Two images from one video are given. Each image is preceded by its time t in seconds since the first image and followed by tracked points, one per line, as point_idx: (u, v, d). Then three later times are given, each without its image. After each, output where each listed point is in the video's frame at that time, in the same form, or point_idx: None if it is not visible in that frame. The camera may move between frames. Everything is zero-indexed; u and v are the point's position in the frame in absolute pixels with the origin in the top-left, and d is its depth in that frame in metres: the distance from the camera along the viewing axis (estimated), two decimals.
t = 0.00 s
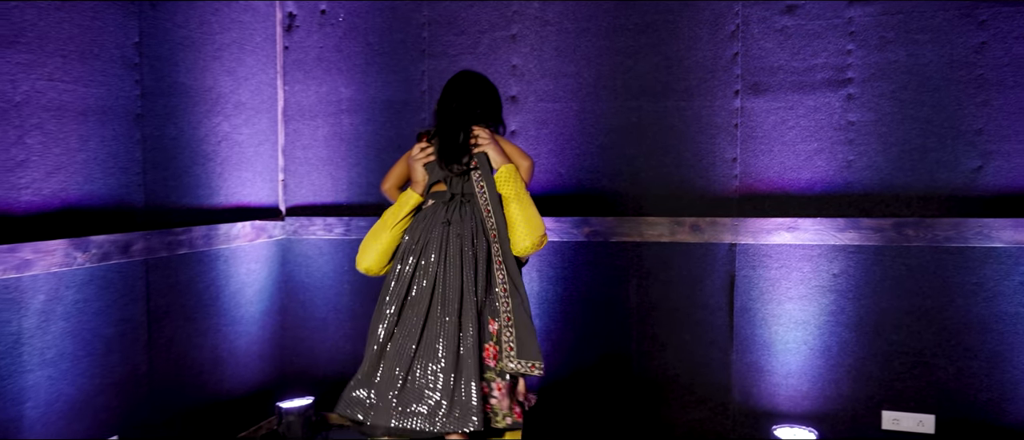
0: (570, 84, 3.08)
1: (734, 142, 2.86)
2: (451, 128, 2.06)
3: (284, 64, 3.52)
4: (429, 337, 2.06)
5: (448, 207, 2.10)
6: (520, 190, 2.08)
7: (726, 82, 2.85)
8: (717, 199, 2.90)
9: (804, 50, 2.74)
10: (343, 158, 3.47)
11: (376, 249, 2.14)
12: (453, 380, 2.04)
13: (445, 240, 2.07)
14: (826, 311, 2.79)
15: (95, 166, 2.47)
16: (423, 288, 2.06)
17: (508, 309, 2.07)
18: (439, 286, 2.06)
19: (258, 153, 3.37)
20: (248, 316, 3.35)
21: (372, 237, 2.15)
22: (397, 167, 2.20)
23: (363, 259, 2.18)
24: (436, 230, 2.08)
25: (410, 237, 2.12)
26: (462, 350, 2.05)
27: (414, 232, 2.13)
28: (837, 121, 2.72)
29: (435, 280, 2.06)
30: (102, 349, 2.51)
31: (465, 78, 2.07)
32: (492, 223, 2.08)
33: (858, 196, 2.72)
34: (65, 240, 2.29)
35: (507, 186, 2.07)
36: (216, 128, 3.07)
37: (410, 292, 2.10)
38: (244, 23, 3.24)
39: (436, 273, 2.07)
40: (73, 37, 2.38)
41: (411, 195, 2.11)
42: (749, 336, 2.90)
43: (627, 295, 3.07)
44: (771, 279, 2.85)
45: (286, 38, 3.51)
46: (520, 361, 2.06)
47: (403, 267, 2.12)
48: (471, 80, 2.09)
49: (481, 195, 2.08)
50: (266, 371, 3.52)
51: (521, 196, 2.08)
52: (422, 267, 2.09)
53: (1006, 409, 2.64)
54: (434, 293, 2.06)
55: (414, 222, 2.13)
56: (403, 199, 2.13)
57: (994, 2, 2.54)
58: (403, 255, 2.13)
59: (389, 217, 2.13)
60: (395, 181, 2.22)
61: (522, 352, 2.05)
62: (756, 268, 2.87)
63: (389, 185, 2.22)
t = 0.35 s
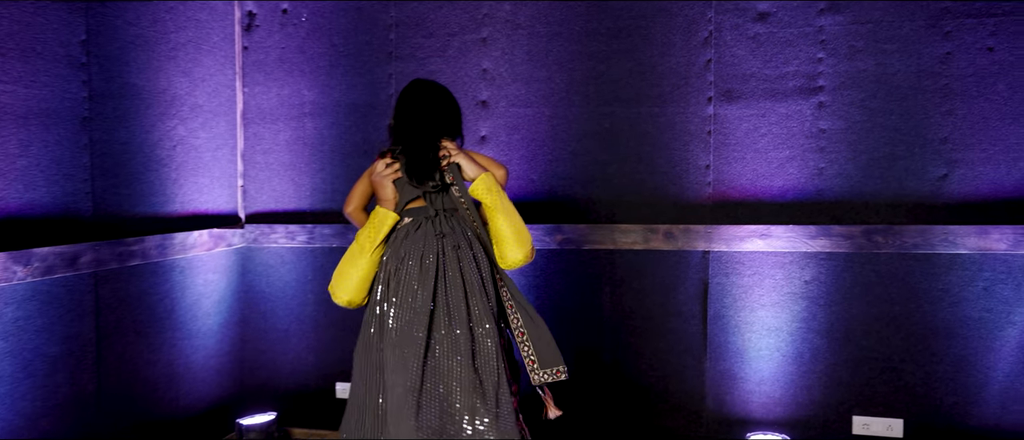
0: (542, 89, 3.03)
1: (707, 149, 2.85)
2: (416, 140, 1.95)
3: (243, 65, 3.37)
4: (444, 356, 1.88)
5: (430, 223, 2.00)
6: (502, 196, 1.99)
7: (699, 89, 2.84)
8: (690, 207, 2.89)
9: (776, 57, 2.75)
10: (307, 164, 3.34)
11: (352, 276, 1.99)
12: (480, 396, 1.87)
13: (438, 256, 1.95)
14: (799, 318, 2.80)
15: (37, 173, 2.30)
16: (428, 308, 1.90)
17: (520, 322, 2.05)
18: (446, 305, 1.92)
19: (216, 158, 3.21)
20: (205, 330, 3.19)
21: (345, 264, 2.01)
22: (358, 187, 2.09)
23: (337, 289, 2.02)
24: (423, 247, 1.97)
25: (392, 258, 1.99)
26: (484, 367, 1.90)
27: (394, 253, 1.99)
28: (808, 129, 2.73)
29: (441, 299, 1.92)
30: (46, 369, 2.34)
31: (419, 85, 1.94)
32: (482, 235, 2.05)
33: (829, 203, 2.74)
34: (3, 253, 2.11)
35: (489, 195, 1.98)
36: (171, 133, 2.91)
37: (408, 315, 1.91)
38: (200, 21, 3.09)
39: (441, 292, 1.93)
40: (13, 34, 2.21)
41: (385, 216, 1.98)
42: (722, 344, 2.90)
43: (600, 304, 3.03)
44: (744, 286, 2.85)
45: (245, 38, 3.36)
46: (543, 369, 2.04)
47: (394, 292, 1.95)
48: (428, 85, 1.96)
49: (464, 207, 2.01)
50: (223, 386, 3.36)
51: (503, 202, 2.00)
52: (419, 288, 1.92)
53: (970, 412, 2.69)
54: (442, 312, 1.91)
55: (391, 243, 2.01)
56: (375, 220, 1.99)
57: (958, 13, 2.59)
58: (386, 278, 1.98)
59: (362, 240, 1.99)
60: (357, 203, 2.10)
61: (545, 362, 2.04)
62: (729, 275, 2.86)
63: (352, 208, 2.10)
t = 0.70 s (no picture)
0: (520, 91, 2.97)
1: (687, 153, 2.84)
2: (394, 149, 1.88)
3: (209, 65, 3.24)
4: (475, 373, 1.76)
5: (419, 235, 1.94)
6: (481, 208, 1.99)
7: (679, 93, 2.82)
8: (670, 211, 2.88)
9: (755, 62, 2.75)
10: (277, 167, 3.22)
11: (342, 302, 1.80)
12: (523, 408, 1.77)
13: (440, 268, 1.88)
14: (779, 322, 2.81)
15: None
16: (448, 323, 1.79)
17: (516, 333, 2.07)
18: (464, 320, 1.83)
19: (180, 162, 3.08)
20: (170, 341, 3.05)
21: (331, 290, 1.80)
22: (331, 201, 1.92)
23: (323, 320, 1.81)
24: (418, 260, 1.89)
25: (383, 276, 1.88)
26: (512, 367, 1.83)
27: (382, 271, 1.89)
28: (787, 134, 2.74)
29: (458, 311, 1.83)
30: None
31: (389, 90, 1.86)
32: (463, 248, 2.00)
33: (808, 208, 2.75)
34: None
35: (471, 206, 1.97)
36: (133, 135, 2.78)
37: (423, 335, 1.79)
38: (163, 19, 2.95)
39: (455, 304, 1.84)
40: None
41: (371, 229, 1.87)
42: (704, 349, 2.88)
43: (581, 310, 2.99)
44: (724, 291, 2.84)
45: (212, 36, 3.23)
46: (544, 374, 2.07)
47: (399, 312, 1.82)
48: (395, 89, 1.89)
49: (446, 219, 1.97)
50: (190, 399, 3.22)
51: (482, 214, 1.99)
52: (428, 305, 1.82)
53: (944, 412, 2.73)
54: (464, 327, 1.81)
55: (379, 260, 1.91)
56: (360, 235, 1.86)
57: (932, 20, 2.62)
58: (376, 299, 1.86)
59: (349, 260, 1.84)
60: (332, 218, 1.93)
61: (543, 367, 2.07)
62: (709, 280, 2.85)
63: (327, 224, 1.93)
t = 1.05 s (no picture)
0: (501, 94, 2.93)
1: (669, 157, 2.82)
2: (381, 151, 1.81)
3: (176, 63, 3.12)
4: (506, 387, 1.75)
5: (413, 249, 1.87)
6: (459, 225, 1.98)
7: (661, 97, 2.81)
8: (652, 215, 2.86)
9: (736, 66, 2.76)
10: (248, 170, 3.12)
11: (341, 319, 1.67)
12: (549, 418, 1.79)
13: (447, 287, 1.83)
14: (760, 325, 2.82)
15: None
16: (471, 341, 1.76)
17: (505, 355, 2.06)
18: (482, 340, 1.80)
19: (146, 164, 2.95)
20: (136, 351, 2.92)
21: (325, 308, 1.67)
22: (314, 210, 1.74)
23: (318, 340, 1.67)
24: (419, 276, 1.82)
25: (381, 295, 1.79)
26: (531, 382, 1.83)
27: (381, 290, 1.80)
28: (768, 138, 2.75)
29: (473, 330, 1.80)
30: None
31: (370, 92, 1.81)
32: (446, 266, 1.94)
33: (789, 212, 2.76)
34: None
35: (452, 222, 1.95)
36: (95, 136, 2.65)
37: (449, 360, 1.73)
38: (127, 15, 2.83)
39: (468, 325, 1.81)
40: None
41: (365, 239, 1.76)
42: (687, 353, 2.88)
43: (562, 315, 2.95)
44: (706, 296, 2.84)
45: (179, 34, 3.11)
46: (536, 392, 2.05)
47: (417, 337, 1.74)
48: (375, 92, 1.84)
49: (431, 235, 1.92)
50: (156, 411, 3.09)
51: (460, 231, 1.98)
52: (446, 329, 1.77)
53: (921, 413, 2.77)
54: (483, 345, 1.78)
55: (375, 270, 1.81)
56: (352, 246, 1.75)
57: (909, 27, 2.66)
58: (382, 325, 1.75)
59: (345, 273, 1.72)
60: (316, 229, 1.77)
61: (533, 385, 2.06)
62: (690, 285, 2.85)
63: (311, 237, 1.76)
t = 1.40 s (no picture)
0: (481, 95, 2.87)
1: (651, 159, 2.81)
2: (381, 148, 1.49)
3: (140, 61, 2.98)
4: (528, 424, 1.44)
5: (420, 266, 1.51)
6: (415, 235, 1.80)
7: (644, 99, 2.79)
8: (635, 219, 2.84)
9: (718, 69, 2.76)
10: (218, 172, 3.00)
11: (354, 344, 1.30)
12: None
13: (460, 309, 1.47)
14: (743, 328, 2.82)
15: None
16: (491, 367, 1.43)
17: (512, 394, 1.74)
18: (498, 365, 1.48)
19: (108, 167, 2.81)
20: (97, 362, 2.77)
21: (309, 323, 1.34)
22: (323, 221, 1.34)
23: (314, 368, 1.33)
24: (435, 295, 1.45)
25: (394, 318, 1.40)
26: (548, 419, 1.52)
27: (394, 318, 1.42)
28: (749, 141, 2.76)
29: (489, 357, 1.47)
30: None
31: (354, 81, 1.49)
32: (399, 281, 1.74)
33: (769, 215, 2.77)
34: None
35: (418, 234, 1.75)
36: (54, 136, 2.51)
37: (481, 398, 1.39)
38: (87, 10, 2.69)
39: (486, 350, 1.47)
40: None
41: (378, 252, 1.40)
42: (670, 356, 2.86)
43: (544, 320, 2.90)
44: (689, 299, 2.83)
45: (143, 30, 2.97)
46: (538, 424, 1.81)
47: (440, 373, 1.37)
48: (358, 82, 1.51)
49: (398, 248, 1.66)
50: (120, 425, 2.95)
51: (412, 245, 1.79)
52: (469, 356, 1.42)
53: (898, 413, 2.81)
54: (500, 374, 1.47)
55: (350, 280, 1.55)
56: (361, 260, 1.39)
57: (886, 31, 2.69)
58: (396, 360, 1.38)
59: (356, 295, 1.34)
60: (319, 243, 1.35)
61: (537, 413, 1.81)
62: (673, 288, 2.83)
63: (319, 249, 1.34)
